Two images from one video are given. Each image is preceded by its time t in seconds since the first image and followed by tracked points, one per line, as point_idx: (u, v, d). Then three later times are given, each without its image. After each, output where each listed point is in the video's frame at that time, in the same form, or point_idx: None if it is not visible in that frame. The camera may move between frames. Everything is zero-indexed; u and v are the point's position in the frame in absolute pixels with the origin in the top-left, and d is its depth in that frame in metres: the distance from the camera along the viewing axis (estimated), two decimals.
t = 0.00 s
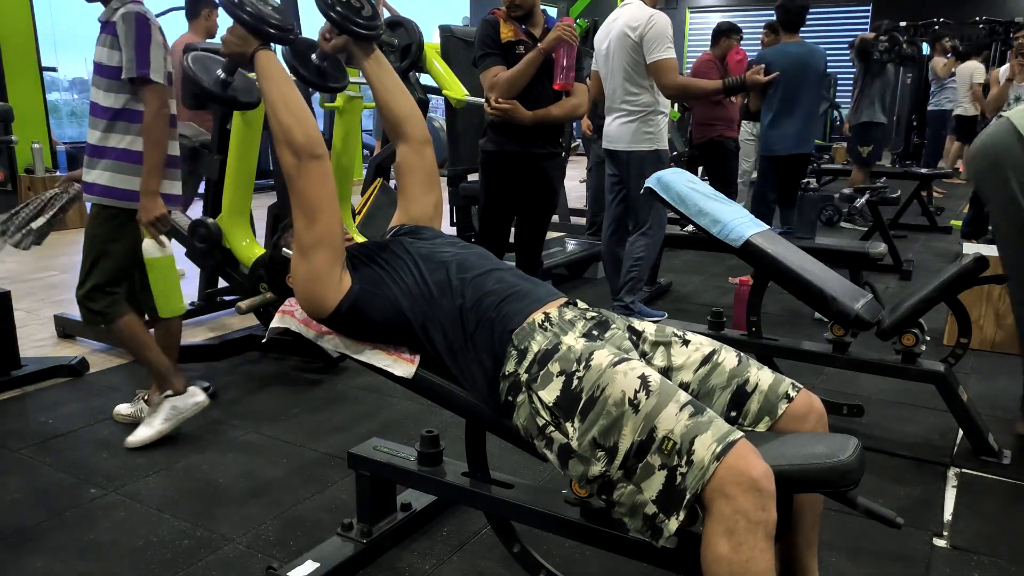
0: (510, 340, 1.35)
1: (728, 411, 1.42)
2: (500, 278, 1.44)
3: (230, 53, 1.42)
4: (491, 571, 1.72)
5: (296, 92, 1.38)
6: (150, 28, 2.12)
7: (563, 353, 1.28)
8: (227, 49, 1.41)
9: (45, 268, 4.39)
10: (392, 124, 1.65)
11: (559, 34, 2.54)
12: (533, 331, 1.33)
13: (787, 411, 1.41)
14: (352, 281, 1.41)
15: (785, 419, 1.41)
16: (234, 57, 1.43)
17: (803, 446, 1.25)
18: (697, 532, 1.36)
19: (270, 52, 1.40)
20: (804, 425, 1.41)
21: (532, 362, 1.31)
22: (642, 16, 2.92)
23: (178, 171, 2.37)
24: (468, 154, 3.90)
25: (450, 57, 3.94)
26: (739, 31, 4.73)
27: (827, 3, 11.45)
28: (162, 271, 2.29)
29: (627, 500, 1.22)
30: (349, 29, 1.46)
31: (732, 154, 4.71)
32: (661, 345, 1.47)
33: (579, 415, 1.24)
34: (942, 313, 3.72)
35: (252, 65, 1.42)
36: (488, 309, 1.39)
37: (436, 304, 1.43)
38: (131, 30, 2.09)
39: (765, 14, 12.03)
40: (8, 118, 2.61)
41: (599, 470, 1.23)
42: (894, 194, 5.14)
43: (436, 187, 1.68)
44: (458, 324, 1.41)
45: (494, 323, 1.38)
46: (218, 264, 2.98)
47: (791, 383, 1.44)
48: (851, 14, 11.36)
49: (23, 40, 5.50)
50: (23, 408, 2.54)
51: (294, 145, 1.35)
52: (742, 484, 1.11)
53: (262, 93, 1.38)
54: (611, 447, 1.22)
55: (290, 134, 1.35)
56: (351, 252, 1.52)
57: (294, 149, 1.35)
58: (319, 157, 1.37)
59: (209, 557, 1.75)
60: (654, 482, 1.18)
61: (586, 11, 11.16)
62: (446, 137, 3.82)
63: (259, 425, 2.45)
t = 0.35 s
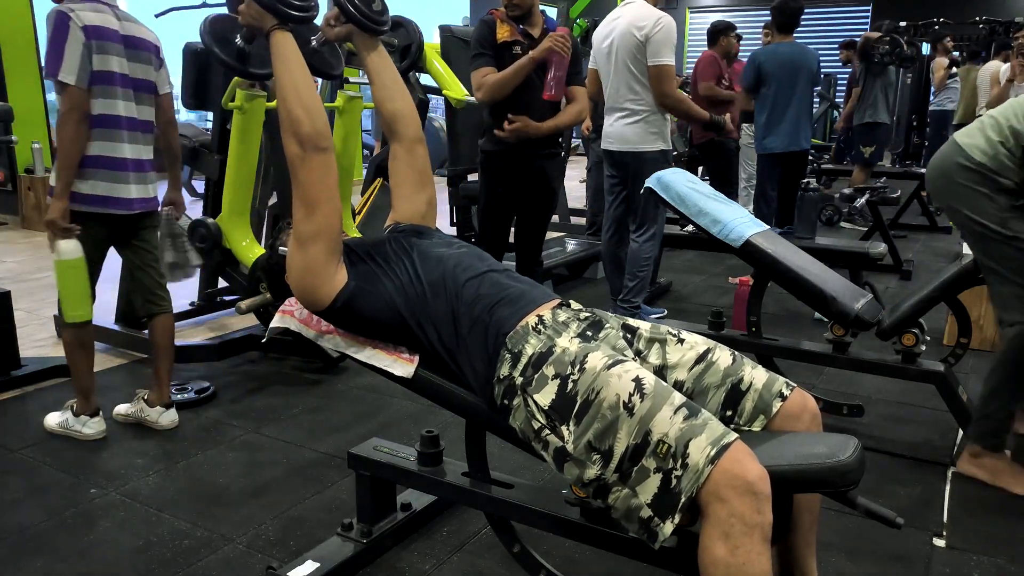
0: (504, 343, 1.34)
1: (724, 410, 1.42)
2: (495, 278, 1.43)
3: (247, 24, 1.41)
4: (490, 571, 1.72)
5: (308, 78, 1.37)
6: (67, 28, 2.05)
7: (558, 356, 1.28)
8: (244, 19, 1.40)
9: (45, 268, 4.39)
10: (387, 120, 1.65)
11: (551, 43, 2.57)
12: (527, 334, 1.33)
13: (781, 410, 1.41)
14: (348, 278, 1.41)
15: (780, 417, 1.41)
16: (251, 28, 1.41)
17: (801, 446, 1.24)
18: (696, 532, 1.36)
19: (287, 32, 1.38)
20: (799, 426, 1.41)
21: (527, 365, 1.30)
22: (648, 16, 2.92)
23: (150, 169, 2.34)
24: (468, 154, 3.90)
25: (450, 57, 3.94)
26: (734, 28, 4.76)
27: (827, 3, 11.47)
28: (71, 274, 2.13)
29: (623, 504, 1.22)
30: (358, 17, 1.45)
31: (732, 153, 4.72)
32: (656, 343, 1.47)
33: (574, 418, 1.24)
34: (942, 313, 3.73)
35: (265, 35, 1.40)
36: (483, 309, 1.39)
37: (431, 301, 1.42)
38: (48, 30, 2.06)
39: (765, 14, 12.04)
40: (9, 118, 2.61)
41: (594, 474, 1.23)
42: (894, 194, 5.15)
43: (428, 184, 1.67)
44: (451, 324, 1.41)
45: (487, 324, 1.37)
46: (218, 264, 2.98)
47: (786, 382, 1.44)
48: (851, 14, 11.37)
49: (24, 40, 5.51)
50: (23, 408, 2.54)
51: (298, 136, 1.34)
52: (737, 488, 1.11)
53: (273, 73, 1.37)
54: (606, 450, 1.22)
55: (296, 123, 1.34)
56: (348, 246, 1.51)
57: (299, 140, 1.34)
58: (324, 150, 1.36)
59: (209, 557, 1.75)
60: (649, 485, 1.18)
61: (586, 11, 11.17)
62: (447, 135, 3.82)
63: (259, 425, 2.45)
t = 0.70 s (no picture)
0: (505, 342, 1.34)
1: (725, 411, 1.42)
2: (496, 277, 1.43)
3: (252, 20, 1.40)
4: (491, 570, 1.72)
5: (312, 84, 1.36)
6: (27, 31, 2.04)
7: (559, 355, 1.28)
8: (249, 15, 1.39)
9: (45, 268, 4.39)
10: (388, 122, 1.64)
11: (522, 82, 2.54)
12: (528, 333, 1.33)
13: (783, 411, 1.41)
14: (349, 279, 1.41)
15: (780, 417, 1.41)
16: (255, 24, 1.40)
17: (801, 446, 1.25)
18: (697, 532, 1.36)
19: (291, 36, 1.37)
20: (800, 427, 1.41)
21: (528, 364, 1.30)
22: (662, 14, 2.92)
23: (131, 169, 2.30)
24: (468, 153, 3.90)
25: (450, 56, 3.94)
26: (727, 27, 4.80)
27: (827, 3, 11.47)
28: None
29: (623, 503, 1.22)
30: (358, 19, 1.44)
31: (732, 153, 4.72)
32: (658, 343, 1.47)
33: (575, 417, 1.24)
34: (942, 313, 3.73)
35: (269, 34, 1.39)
36: (484, 309, 1.39)
37: (432, 301, 1.42)
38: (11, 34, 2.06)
39: (765, 14, 12.04)
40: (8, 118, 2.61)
41: (595, 473, 1.23)
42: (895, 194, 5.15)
43: (434, 188, 1.67)
44: (452, 323, 1.41)
45: (488, 324, 1.37)
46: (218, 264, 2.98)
47: (788, 383, 1.44)
48: (851, 14, 11.38)
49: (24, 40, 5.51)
50: (23, 408, 2.54)
51: (300, 138, 1.34)
52: (738, 487, 1.11)
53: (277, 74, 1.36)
54: (607, 450, 1.22)
55: (299, 128, 1.34)
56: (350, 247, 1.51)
57: (301, 142, 1.34)
58: (326, 155, 1.36)
59: (208, 557, 1.75)
60: (650, 484, 1.18)
61: (585, 11, 11.17)
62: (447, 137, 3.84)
63: (258, 425, 2.45)
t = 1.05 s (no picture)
0: (508, 344, 1.34)
1: (728, 413, 1.42)
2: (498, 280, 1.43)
3: (254, 26, 1.39)
4: (491, 570, 1.72)
5: (317, 87, 1.36)
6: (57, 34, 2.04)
7: (562, 357, 1.28)
8: (251, 19, 1.38)
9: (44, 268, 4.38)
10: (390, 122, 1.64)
11: (529, 82, 2.56)
12: (531, 335, 1.33)
13: (787, 415, 1.41)
14: (351, 282, 1.40)
15: (783, 421, 1.41)
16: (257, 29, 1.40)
17: (803, 446, 1.25)
18: (699, 532, 1.36)
19: (296, 37, 1.36)
20: (804, 429, 1.41)
21: (531, 365, 1.30)
22: (675, 16, 2.91)
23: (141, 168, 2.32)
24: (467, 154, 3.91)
25: (450, 57, 3.95)
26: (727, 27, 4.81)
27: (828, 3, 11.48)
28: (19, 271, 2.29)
29: (629, 502, 1.22)
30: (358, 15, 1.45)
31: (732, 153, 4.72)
32: (661, 347, 1.47)
33: (579, 418, 1.24)
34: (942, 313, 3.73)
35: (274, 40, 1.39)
36: (486, 311, 1.39)
37: (435, 304, 1.42)
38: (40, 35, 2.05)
39: (765, 14, 12.04)
40: (8, 118, 2.61)
41: (600, 474, 1.23)
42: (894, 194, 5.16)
43: (434, 185, 1.67)
44: (455, 324, 1.41)
45: (491, 325, 1.37)
46: (218, 264, 2.99)
47: (791, 387, 1.44)
48: (851, 14, 11.39)
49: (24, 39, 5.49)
50: (23, 408, 2.54)
51: (306, 140, 1.33)
52: (744, 486, 1.11)
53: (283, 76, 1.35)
54: (612, 450, 1.21)
55: (305, 131, 1.33)
56: (352, 250, 1.51)
57: (307, 145, 1.33)
58: (333, 159, 1.36)
59: (208, 557, 1.75)
60: (656, 484, 1.18)
61: (585, 11, 11.17)
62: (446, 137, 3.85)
63: (259, 425, 2.45)
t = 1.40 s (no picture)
0: (508, 343, 1.34)
1: (727, 413, 1.42)
2: (498, 278, 1.42)
3: (259, 25, 1.40)
4: (491, 571, 1.72)
5: (321, 83, 1.36)
6: (116, 33, 2.08)
7: (561, 357, 1.28)
8: (255, 17, 1.39)
9: (44, 268, 4.38)
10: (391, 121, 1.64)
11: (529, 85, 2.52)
12: (531, 334, 1.33)
13: (786, 414, 1.41)
14: (352, 279, 1.40)
15: (783, 421, 1.41)
16: (261, 27, 1.41)
17: (801, 446, 1.25)
18: (698, 533, 1.36)
19: (300, 33, 1.37)
20: (803, 428, 1.41)
21: (530, 365, 1.30)
22: (682, 20, 2.94)
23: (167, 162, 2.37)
24: (467, 154, 3.91)
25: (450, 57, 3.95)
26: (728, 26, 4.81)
27: (828, 3, 11.48)
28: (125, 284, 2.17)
29: (627, 503, 1.23)
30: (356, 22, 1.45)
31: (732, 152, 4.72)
32: (660, 347, 1.46)
33: (578, 419, 1.24)
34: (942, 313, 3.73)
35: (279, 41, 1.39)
36: (486, 309, 1.38)
37: (434, 302, 1.42)
38: (100, 35, 2.06)
39: (765, 14, 12.04)
40: (8, 118, 2.61)
41: (599, 474, 1.23)
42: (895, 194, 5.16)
43: (433, 187, 1.67)
44: (454, 323, 1.41)
45: (491, 324, 1.37)
46: (218, 264, 2.99)
47: (791, 386, 1.44)
48: (851, 14, 11.39)
49: (23, 39, 5.49)
50: (23, 408, 2.54)
51: (311, 138, 1.34)
52: (743, 488, 1.11)
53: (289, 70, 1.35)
54: (611, 451, 1.21)
55: (310, 129, 1.34)
56: (354, 247, 1.51)
57: (312, 142, 1.34)
58: (337, 156, 1.36)
59: (209, 557, 1.75)
60: (655, 485, 1.18)
61: (585, 11, 11.17)
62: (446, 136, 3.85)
63: (259, 425, 2.45)
